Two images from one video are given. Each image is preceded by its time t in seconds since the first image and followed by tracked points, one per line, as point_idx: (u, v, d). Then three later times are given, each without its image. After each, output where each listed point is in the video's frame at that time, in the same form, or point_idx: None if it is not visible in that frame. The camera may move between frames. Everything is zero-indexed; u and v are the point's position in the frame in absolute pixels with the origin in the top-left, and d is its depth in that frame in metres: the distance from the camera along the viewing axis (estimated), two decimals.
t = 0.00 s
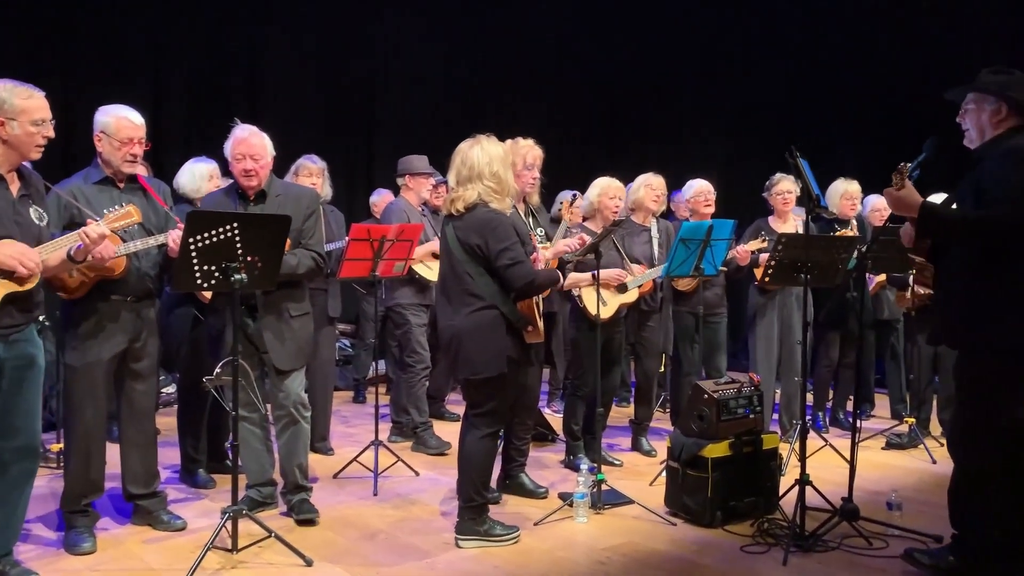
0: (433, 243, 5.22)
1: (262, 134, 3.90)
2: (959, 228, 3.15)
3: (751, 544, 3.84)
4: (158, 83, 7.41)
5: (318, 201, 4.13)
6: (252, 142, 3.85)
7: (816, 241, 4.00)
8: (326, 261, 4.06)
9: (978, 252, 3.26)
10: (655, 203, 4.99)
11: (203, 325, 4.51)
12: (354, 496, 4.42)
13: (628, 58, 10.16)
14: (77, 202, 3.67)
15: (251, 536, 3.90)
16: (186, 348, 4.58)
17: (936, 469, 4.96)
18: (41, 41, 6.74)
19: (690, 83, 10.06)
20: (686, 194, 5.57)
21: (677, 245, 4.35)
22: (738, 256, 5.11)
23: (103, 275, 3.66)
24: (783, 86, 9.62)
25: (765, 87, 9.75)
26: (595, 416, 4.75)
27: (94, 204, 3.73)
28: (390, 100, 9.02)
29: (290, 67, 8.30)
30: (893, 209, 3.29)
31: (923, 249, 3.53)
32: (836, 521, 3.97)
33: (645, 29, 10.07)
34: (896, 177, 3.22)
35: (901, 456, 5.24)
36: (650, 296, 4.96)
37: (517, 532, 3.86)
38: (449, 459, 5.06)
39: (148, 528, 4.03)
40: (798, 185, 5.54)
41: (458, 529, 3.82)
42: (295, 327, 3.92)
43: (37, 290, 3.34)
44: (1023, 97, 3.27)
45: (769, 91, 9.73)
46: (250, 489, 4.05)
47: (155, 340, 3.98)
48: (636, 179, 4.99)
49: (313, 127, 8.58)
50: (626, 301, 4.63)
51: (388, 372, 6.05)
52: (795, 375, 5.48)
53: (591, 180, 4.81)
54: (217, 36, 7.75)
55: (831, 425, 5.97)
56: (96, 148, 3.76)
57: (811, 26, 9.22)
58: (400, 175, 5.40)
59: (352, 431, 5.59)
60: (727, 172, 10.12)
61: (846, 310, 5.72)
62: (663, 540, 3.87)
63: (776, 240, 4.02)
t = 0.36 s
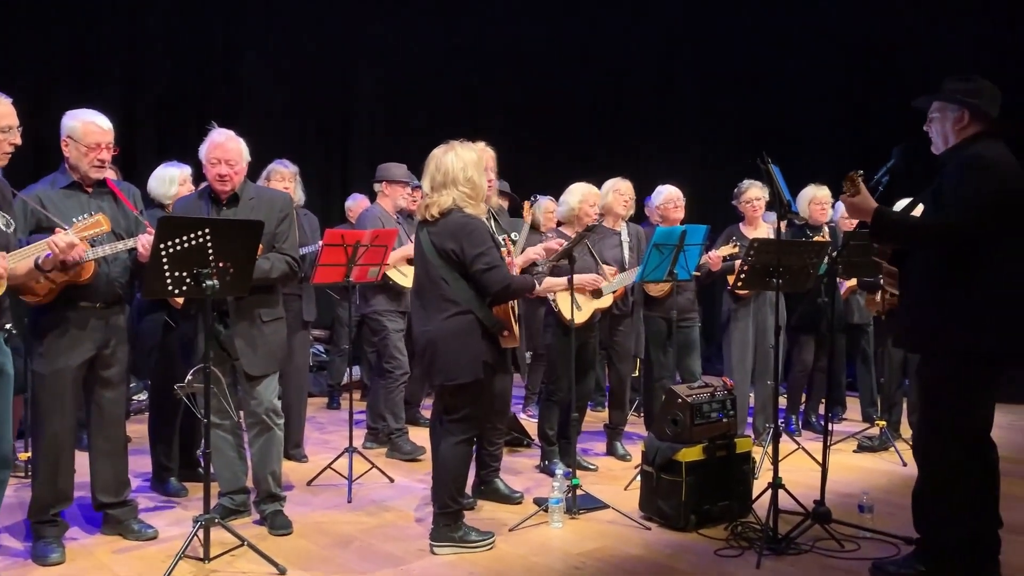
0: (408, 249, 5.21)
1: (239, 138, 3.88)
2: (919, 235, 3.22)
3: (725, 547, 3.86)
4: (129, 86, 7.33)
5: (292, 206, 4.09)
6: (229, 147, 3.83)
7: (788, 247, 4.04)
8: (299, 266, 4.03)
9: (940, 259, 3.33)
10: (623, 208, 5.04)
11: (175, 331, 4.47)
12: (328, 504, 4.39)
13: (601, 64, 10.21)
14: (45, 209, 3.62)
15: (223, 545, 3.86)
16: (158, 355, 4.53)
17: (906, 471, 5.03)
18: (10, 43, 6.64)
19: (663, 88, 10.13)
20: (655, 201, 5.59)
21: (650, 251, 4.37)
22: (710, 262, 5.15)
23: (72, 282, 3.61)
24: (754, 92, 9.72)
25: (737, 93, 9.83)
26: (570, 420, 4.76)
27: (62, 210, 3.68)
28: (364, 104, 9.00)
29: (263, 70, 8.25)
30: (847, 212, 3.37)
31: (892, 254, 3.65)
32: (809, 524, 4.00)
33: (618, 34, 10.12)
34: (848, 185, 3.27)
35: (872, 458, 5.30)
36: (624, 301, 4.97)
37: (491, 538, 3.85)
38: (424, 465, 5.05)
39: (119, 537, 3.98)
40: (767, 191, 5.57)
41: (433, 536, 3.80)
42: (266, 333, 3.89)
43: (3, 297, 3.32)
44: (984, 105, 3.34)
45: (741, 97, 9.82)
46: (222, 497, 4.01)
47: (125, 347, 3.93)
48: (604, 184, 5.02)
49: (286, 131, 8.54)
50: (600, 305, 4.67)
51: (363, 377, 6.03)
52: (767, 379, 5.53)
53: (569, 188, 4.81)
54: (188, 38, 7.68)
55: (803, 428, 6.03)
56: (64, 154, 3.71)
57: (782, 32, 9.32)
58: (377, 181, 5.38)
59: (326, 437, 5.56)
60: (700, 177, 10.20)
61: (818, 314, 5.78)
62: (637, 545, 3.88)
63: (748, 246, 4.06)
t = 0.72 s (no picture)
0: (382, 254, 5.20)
1: (211, 144, 3.84)
2: (883, 244, 3.28)
3: (697, 552, 3.89)
4: (97, 88, 7.22)
5: (263, 212, 4.06)
6: (201, 152, 3.78)
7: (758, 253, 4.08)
8: (270, 273, 4.00)
9: (904, 266, 3.38)
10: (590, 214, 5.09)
11: (144, 339, 4.43)
12: (300, 512, 4.36)
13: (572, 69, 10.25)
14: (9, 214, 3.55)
15: (193, 555, 3.82)
16: (126, 363, 4.47)
17: (874, 474, 5.09)
18: None
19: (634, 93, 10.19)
20: (631, 209, 5.62)
21: (624, 256, 4.40)
22: (682, 264, 5.20)
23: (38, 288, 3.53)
24: (724, 97, 9.79)
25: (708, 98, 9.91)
26: (543, 427, 4.77)
27: (27, 216, 3.62)
28: (336, 108, 8.97)
29: (232, 72, 8.19)
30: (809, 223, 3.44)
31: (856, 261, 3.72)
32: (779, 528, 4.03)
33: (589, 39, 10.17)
34: (808, 197, 3.31)
35: (841, 462, 5.37)
36: (597, 305, 5.00)
37: (464, 545, 3.85)
38: (396, 472, 5.04)
39: (86, 547, 3.92)
40: (734, 198, 5.63)
41: (405, 544, 3.78)
42: (237, 340, 3.86)
43: None
44: (944, 113, 3.39)
45: (712, 102, 9.90)
46: (193, 506, 3.97)
47: (93, 355, 3.88)
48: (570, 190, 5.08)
49: (258, 135, 8.48)
50: (575, 311, 4.71)
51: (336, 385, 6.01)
52: (738, 383, 5.58)
53: (538, 197, 4.79)
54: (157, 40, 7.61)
55: (774, 432, 6.10)
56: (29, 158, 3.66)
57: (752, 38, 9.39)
58: (348, 186, 5.36)
59: (298, 445, 5.52)
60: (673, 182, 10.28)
61: (788, 319, 5.85)
62: (610, 550, 3.90)
63: (719, 251, 4.09)
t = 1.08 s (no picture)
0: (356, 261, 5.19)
1: (183, 151, 3.80)
2: (854, 249, 3.31)
3: (674, 557, 3.90)
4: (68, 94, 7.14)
5: (237, 220, 4.03)
6: (174, 160, 3.75)
7: (731, 258, 4.12)
8: (244, 281, 3.97)
9: (876, 271, 3.42)
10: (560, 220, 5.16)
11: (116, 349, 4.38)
12: (275, 522, 4.33)
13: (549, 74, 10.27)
14: None
15: (167, 566, 3.77)
16: (98, 373, 4.42)
17: (849, 477, 5.14)
18: None
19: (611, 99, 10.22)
20: (606, 216, 5.65)
21: (599, 263, 4.42)
22: (656, 270, 5.21)
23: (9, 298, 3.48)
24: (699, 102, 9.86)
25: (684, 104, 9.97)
26: (520, 433, 4.78)
27: None
28: (311, 114, 8.91)
29: (206, 78, 8.12)
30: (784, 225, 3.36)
31: (829, 266, 3.75)
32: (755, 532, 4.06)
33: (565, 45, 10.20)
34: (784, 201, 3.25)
35: (816, 465, 5.41)
36: (570, 311, 5.02)
37: (441, 553, 3.83)
38: (373, 480, 5.01)
39: (57, 560, 3.85)
40: (708, 204, 5.67)
41: (382, 553, 3.76)
42: (211, 349, 3.82)
43: None
44: (914, 119, 3.44)
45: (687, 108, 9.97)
46: (167, 517, 3.92)
47: (63, 365, 3.83)
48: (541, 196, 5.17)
49: (234, 141, 8.39)
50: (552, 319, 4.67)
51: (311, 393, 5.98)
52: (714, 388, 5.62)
53: (513, 202, 4.81)
54: (127, 46, 7.56)
55: (749, 436, 6.15)
56: None
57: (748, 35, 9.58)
58: (322, 194, 5.35)
59: (273, 453, 5.49)
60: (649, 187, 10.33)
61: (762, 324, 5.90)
62: (587, 556, 3.91)
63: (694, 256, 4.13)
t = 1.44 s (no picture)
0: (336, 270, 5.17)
1: (161, 160, 3.77)
2: (831, 253, 3.34)
3: (657, 562, 3.91)
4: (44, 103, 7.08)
5: (215, 229, 4.01)
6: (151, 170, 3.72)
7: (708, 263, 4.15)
8: (223, 290, 3.95)
9: (854, 275, 3.45)
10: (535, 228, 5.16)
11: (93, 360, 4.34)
12: (257, 532, 4.30)
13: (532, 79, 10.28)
14: None
15: None
16: (75, 385, 4.38)
17: (830, 479, 5.17)
18: None
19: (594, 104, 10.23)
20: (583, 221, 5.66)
21: (580, 269, 4.45)
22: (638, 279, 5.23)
23: None
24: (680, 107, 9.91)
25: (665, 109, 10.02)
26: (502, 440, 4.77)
27: None
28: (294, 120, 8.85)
29: (186, 86, 8.07)
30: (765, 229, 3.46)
31: (808, 270, 3.77)
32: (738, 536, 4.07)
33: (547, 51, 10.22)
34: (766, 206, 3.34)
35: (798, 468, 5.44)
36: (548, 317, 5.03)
37: (424, 562, 3.81)
38: (355, 490, 4.99)
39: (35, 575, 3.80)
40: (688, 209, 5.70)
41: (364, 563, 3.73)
42: (189, 360, 3.79)
43: None
44: (892, 125, 3.47)
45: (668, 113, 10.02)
46: (146, 529, 3.89)
47: (39, 377, 3.79)
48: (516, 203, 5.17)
49: (214, 149, 8.33)
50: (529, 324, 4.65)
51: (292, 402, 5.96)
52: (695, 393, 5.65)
53: (494, 209, 4.82)
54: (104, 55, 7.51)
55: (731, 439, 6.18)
56: None
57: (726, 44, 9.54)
58: (301, 202, 5.33)
59: (254, 464, 5.46)
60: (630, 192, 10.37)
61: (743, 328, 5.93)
62: (570, 562, 3.91)
63: (674, 262, 4.17)
